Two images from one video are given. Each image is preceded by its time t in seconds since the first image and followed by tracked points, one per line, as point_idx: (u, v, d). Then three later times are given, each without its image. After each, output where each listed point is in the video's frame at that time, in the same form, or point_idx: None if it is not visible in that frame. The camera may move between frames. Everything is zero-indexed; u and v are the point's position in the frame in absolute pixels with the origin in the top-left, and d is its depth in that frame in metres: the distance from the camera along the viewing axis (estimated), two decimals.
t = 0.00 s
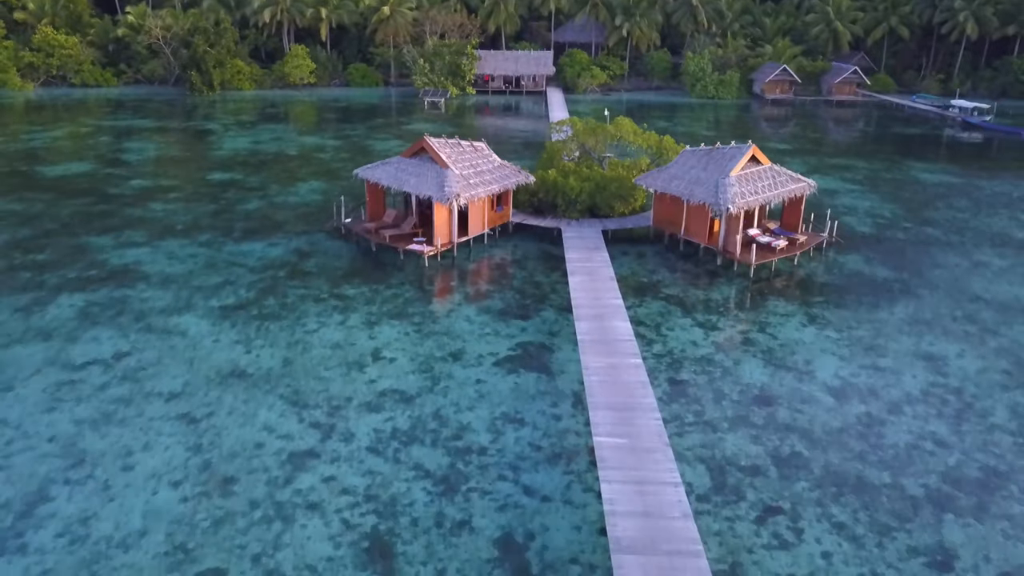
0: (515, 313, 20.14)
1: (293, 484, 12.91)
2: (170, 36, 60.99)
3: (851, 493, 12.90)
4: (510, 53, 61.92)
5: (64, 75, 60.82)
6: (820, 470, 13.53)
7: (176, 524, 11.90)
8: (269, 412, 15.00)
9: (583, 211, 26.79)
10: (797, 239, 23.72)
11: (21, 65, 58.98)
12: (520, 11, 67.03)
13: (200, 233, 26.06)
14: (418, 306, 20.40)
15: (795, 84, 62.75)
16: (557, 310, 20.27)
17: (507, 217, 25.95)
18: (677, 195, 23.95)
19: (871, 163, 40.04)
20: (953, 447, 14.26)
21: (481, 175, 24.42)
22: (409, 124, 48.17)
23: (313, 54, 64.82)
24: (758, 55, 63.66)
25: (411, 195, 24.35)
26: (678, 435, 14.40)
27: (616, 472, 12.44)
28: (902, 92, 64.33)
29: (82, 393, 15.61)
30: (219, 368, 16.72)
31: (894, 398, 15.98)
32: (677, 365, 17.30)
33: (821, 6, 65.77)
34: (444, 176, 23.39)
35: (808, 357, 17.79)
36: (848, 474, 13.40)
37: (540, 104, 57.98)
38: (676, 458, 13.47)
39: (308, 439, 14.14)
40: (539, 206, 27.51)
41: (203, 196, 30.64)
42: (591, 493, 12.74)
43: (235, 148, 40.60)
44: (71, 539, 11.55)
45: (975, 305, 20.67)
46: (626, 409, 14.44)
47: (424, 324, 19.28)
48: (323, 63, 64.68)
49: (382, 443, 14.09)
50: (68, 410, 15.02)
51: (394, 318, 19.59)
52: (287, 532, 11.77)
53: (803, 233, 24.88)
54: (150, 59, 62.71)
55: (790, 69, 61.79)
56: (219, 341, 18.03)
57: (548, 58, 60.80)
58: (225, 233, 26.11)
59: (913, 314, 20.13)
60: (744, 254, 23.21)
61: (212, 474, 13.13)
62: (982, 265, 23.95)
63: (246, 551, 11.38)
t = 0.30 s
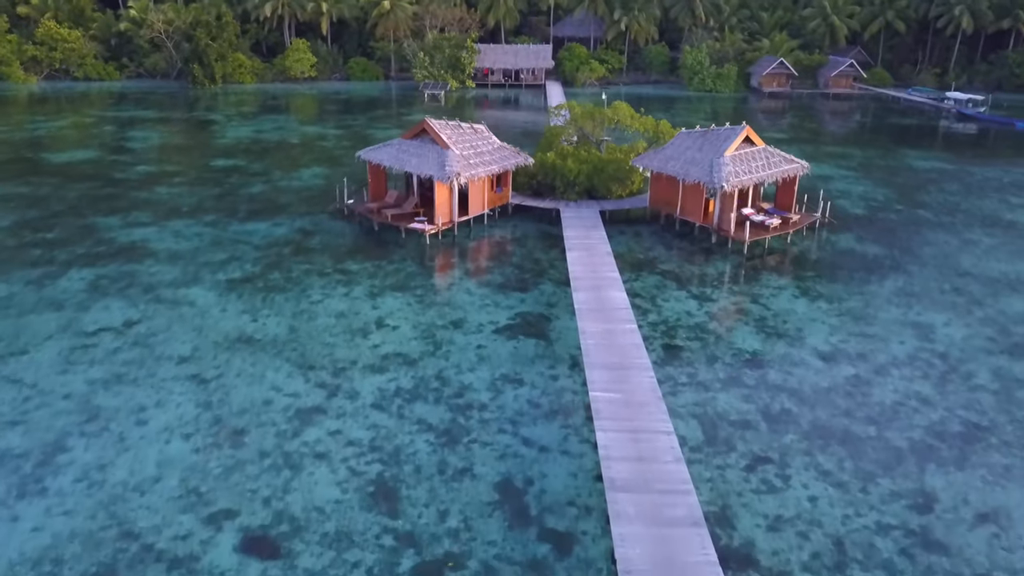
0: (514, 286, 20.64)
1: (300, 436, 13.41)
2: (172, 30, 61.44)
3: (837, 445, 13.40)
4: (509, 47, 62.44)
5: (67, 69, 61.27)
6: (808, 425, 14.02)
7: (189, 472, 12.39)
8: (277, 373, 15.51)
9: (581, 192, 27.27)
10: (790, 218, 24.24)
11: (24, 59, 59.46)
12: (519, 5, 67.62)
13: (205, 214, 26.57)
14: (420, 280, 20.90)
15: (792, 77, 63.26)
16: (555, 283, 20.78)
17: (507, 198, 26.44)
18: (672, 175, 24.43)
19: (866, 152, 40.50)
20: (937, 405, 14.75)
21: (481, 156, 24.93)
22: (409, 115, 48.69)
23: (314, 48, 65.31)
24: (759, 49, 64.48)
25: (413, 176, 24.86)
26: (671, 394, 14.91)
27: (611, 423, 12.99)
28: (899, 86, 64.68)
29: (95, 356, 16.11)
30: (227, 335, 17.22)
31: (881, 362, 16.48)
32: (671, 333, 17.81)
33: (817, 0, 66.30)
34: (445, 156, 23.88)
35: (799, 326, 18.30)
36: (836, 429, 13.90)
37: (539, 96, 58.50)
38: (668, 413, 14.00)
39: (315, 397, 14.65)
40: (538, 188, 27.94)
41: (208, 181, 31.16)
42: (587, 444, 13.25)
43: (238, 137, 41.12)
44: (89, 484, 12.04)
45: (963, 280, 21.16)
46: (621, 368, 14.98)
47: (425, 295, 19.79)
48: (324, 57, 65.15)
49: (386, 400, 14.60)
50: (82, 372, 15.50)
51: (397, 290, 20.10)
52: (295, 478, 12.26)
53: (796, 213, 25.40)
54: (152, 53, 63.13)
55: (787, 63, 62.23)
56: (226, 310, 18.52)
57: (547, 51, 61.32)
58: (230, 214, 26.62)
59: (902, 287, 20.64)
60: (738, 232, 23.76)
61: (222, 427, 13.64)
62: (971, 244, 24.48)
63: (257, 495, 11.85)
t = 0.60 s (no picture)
0: (514, 262, 21.15)
1: (308, 394, 13.93)
2: (174, 25, 61.70)
3: (824, 402, 13.90)
4: (508, 41, 62.94)
5: (70, 63, 61.76)
6: (797, 385, 14.53)
7: (201, 425, 12.88)
8: (284, 338, 16.03)
9: (579, 176, 27.76)
10: (783, 199, 24.72)
11: (27, 53, 59.96)
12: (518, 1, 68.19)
13: (210, 197, 27.08)
14: (421, 257, 21.40)
15: (789, 71, 63.75)
16: (554, 259, 21.29)
17: (507, 180, 26.93)
18: (668, 157, 24.90)
19: (861, 141, 40.92)
20: (922, 367, 15.26)
21: (481, 138, 25.43)
22: (409, 107, 49.19)
23: (314, 43, 65.80)
24: (754, 43, 64.80)
25: (414, 158, 25.34)
26: (666, 357, 15.43)
27: (606, 379, 13.55)
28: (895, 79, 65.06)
29: (107, 323, 16.61)
30: (234, 304, 17.74)
31: (869, 329, 16.98)
32: (666, 304, 18.32)
33: None
34: (445, 138, 24.35)
35: (791, 298, 18.81)
36: (823, 388, 14.42)
37: (538, 89, 59.03)
38: (662, 372, 14.55)
39: (321, 360, 15.18)
40: (537, 171, 28.53)
41: (212, 166, 31.67)
42: (584, 400, 13.77)
43: (240, 127, 41.62)
44: (105, 435, 12.53)
45: (952, 256, 21.65)
46: (617, 331, 15.54)
47: (427, 270, 20.31)
48: (324, 52, 65.62)
49: (389, 363, 15.13)
50: (95, 337, 16.00)
51: (399, 265, 20.61)
52: (303, 430, 12.76)
53: (789, 195, 25.89)
54: (154, 47, 63.49)
55: (784, 57, 62.68)
56: (233, 283, 19.03)
57: (546, 45, 61.83)
58: (234, 196, 27.13)
59: (892, 263, 21.14)
60: (733, 212, 24.23)
61: (232, 386, 14.14)
62: (961, 224, 24.96)
63: (267, 444, 12.35)
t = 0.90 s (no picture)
0: (513, 240, 21.66)
1: (314, 356, 14.44)
2: (176, 19, 62.04)
3: (812, 364, 14.41)
4: (508, 36, 63.44)
5: (73, 57, 62.25)
6: (787, 349, 15.05)
7: (212, 383, 13.40)
8: (290, 307, 16.55)
9: (577, 160, 28.26)
10: (776, 181, 25.29)
11: (30, 48, 60.42)
12: None
13: (215, 181, 27.63)
14: (423, 235, 21.90)
15: (786, 66, 64.20)
16: (552, 237, 21.80)
17: (506, 164, 27.45)
18: (664, 141, 25.43)
19: (856, 131, 41.42)
20: (908, 333, 15.76)
21: (480, 122, 25.96)
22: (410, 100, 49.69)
23: (315, 38, 66.33)
24: (753, 38, 65.59)
25: (416, 141, 25.86)
26: (659, 323, 15.98)
27: (602, 340, 14.12)
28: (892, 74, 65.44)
29: (118, 293, 17.13)
30: (241, 277, 18.25)
31: (857, 300, 17.50)
32: (661, 277, 18.84)
33: None
34: (446, 122, 24.84)
35: (782, 273, 19.34)
36: (811, 351, 14.94)
37: (537, 83, 59.54)
38: (656, 336, 15.08)
39: (327, 326, 15.70)
40: (536, 157, 28.74)
41: (217, 153, 32.23)
42: (581, 362, 14.30)
43: (243, 117, 42.16)
44: (120, 392, 13.04)
45: (941, 234, 22.14)
46: (612, 299, 16.09)
47: (428, 247, 20.82)
48: (325, 47, 66.09)
49: (392, 329, 15.65)
50: (107, 305, 16.52)
51: (400, 242, 21.11)
52: (310, 387, 13.29)
53: (783, 178, 26.44)
54: (156, 42, 63.90)
55: (782, 51, 63.12)
56: (240, 258, 19.57)
57: (545, 40, 62.32)
58: (239, 181, 27.69)
59: (882, 241, 21.67)
60: (727, 194, 24.77)
61: (241, 348, 14.67)
62: (951, 206, 25.49)
63: (276, 400, 12.86)
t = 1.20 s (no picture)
0: (512, 219, 22.19)
1: (321, 321, 14.98)
2: (178, 14, 62.49)
3: (800, 329, 14.95)
4: (507, 30, 63.93)
5: (76, 52, 62.65)
6: (776, 315, 15.59)
7: (223, 344, 13.95)
8: (296, 278, 17.10)
9: (575, 146, 28.78)
10: (770, 164, 25.83)
11: (34, 42, 60.80)
12: None
13: (220, 166, 28.18)
14: (424, 215, 22.43)
15: (783, 60, 64.66)
16: (550, 217, 22.32)
17: (506, 149, 27.98)
18: (660, 125, 25.95)
19: (851, 122, 41.93)
20: (894, 301, 16.32)
21: (480, 108, 26.49)
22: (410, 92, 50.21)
23: (316, 32, 66.79)
24: (750, 34, 66.05)
25: (417, 126, 26.36)
26: (654, 293, 16.54)
27: (598, 304, 14.71)
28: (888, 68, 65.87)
29: (130, 265, 17.67)
30: (248, 252, 18.79)
31: (846, 273, 18.04)
32: (656, 253, 19.39)
33: None
34: (446, 107, 25.36)
35: (774, 250, 19.87)
36: (800, 318, 15.49)
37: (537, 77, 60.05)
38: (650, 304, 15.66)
39: (332, 295, 16.24)
40: (534, 143, 29.34)
41: (221, 141, 32.78)
42: (578, 327, 14.85)
43: (246, 108, 42.69)
44: (135, 352, 13.59)
45: (930, 214, 22.68)
46: (608, 269, 16.67)
47: (430, 226, 21.36)
48: (326, 41, 66.55)
49: (395, 298, 16.18)
50: (119, 276, 17.06)
51: (402, 221, 21.66)
52: (318, 348, 13.84)
53: (776, 162, 26.97)
54: (158, 36, 64.35)
55: (779, 45, 63.59)
56: (246, 235, 20.12)
57: (544, 35, 62.76)
58: (244, 165, 28.24)
59: (872, 220, 22.22)
60: (722, 177, 25.30)
61: (250, 314, 15.22)
62: (941, 188, 26.02)
63: (284, 359, 13.40)
